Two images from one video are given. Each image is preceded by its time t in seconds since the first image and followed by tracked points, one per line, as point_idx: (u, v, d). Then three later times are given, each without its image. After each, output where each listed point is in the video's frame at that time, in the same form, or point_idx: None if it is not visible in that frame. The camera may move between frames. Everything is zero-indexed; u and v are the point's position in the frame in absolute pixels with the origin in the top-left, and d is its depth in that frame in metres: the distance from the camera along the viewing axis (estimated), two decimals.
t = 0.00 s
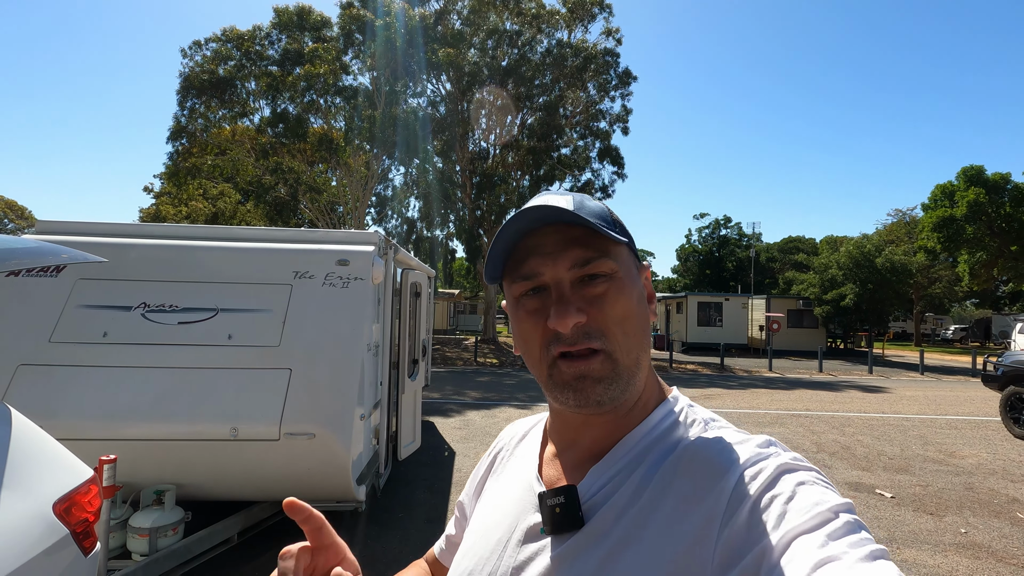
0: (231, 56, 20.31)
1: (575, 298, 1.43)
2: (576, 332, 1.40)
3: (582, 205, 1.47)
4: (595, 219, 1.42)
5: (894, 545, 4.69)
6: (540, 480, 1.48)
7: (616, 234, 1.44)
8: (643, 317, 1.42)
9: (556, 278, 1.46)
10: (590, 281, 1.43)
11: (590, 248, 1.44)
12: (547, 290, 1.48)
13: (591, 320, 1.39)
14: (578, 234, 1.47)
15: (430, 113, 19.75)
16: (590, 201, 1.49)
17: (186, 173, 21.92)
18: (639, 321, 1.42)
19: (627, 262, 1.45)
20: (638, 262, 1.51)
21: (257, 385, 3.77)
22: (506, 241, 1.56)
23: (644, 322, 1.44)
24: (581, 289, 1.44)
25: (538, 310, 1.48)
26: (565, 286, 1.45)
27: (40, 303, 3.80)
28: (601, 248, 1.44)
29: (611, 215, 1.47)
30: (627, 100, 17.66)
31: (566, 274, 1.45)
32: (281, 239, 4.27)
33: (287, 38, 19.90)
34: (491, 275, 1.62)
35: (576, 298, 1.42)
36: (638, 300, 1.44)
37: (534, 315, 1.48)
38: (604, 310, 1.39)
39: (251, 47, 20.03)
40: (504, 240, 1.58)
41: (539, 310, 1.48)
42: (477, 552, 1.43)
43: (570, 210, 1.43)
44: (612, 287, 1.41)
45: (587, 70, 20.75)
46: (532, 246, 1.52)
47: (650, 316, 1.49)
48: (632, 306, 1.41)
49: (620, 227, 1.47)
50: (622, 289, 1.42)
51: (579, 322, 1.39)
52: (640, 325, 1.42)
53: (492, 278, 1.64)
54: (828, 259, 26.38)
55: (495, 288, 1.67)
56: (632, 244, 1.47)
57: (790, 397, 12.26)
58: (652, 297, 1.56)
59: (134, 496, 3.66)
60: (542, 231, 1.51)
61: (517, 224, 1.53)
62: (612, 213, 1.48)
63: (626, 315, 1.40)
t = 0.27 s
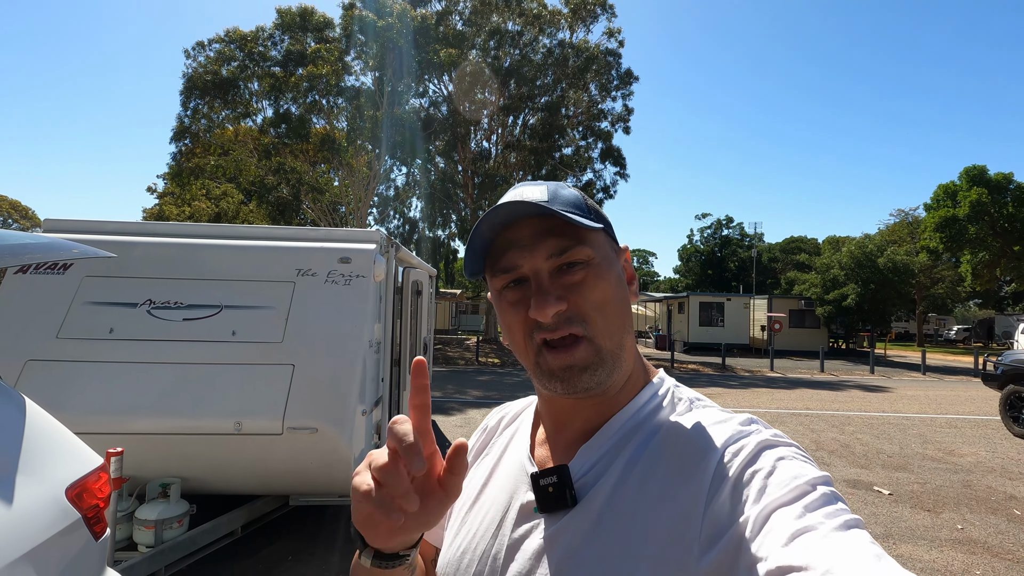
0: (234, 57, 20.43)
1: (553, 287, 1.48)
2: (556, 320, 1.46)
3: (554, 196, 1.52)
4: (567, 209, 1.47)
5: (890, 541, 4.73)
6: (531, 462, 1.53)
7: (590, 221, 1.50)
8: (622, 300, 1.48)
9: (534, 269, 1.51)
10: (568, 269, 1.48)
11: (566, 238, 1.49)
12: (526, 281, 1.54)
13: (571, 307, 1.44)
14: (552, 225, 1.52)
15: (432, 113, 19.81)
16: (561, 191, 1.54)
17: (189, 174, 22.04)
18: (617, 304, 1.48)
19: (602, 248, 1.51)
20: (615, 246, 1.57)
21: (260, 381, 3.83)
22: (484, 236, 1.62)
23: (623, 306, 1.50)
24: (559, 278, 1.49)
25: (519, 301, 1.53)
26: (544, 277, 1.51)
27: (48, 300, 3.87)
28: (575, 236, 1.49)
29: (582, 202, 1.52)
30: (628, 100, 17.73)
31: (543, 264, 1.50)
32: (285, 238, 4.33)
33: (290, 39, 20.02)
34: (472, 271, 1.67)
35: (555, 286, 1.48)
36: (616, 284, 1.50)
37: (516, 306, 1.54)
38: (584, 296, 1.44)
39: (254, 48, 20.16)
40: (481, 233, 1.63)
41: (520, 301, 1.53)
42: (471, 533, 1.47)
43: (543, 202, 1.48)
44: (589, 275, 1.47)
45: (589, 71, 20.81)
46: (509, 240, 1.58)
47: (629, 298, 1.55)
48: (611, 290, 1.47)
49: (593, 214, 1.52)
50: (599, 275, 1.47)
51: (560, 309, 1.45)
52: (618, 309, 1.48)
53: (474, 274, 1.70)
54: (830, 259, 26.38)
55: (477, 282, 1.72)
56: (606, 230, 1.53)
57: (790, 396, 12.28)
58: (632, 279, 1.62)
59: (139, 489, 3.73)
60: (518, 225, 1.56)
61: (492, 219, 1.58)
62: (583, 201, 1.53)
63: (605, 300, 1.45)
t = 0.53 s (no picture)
0: (236, 59, 20.57)
1: (537, 281, 1.51)
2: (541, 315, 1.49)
3: (538, 186, 1.53)
4: (551, 201, 1.49)
5: (886, 539, 4.76)
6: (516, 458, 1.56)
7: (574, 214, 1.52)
8: (606, 293, 1.51)
9: (517, 262, 1.53)
10: (551, 262, 1.50)
11: (549, 231, 1.51)
12: (509, 275, 1.56)
13: (555, 302, 1.48)
14: (536, 218, 1.54)
15: (433, 114, 19.84)
16: (545, 181, 1.55)
17: (191, 175, 22.14)
18: (602, 297, 1.51)
19: (587, 240, 1.53)
20: (598, 237, 1.59)
21: (260, 380, 3.87)
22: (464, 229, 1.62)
23: (607, 299, 1.53)
24: (543, 271, 1.51)
25: (502, 296, 1.56)
26: (527, 270, 1.53)
27: (51, 299, 3.92)
28: (559, 229, 1.51)
29: (567, 193, 1.54)
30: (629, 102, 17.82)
31: (527, 257, 1.52)
32: (285, 238, 4.37)
33: (292, 41, 20.13)
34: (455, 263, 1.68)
35: (538, 280, 1.50)
36: (601, 277, 1.53)
37: (501, 300, 1.56)
38: (567, 290, 1.47)
39: (256, 49, 20.29)
40: (461, 227, 1.65)
41: (503, 296, 1.56)
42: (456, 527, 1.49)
43: (526, 195, 1.49)
44: (574, 268, 1.49)
45: (589, 72, 20.85)
46: (491, 232, 1.59)
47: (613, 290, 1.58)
48: (596, 283, 1.50)
49: (577, 206, 1.54)
50: (584, 268, 1.50)
51: (544, 305, 1.47)
52: (603, 302, 1.52)
53: (456, 268, 1.72)
54: (831, 260, 26.37)
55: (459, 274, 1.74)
56: (590, 221, 1.55)
57: (790, 397, 12.29)
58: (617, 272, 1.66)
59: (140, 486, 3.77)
60: (501, 216, 1.57)
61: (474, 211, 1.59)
62: (568, 193, 1.54)
63: (590, 294, 1.48)
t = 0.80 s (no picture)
0: (238, 58, 20.70)
1: (508, 285, 1.49)
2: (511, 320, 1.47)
3: (515, 188, 1.49)
4: (523, 204, 1.46)
5: (881, 537, 4.79)
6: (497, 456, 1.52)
7: (549, 217, 1.48)
8: (581, 298, 1.46)
9: (489, 266, 1.53)
10: (523, 266, 1.48)
11: (521, 235, 1.48)
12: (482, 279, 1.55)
13: (525, 306, 1.44)
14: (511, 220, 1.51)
15: (434, 114, 19.88)
16: (524, 181, 1.51)
17: (193, 174, 22.28)
18: (577, 302, 1.46)
19: (563, 243, 1.49)
20: (578, 239, 1.54)
21: (259, 378, 3.92)
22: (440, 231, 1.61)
23: (584, 303, 1.48)
24: (514, 276, 1.49)
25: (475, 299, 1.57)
26: (499, 275, 1.51)
27: (54, 298, 3.97)
28: (532, 233, 1.47)
29: (545, 194, 1.49)
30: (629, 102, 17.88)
31: (499, 262, 1.51)
32: (285, 237, 4.41)
33: (293, 41, 20.24)
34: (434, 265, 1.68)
35: (508, 286, 1.48)
36: (577, 280, 1.48)
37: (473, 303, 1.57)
38: (537, 295, 1.44)
39: (257, 49, 20.38)
40: (441, 229, 1.65)
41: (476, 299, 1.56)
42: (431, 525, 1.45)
43: (500, 199, 1.48)
44: (546, 272, 1.46)
45: (590, 72, 20.89)
46: (468, 235, 1.58)
47: (592, 293, 1.53)
48: (570, 288, 1.46)
49: (555, 207, 1.49)
50: (558, 273, 1.45)
51: (512, 310, 1.45)
52: (579, 306, 1.47)
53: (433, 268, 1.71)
54: (832, 260, 26.38)
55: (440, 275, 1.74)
56: (568, 224, 1.50)
57: (789, 396, 12.32)
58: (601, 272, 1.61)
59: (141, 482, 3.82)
60: (476, 219, 1.56)
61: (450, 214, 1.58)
62: (548, 194, 1.49)
63: (564, 298, 1.44)
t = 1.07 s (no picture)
0: (243, 58, 20.84)
1: (496, 273, 1.50)
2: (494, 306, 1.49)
3: (515, 179, 1.50)
4: (516, 196, 1.46)
5: (883, 531, 4.85)
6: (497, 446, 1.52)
7: (543, 209, 1.47)
8: (568, 290, 1.45)
9: (479, 253, 1.55)
10: (511, 255, 1.48)
11: (511, 226, 1.49)
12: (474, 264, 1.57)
13: (508, 294, 1.46)
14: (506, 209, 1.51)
15: (437, 112, 19.95)
16: (526, 172, 1.51)
17: (198, 173, 22.44)
18: (564, 294, 1.46)
19: (556, 236, 1.48)
20: (576, 233, 1.52)
21: (271, 374, 4.00)
22: (439, 214, 1.64)
23: (572, 296, 1.47)
24: (502, 264, 1.50)
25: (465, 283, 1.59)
26: (487, 262, 1.53)
27: (70, 295, 4.06)
28: (523, 224, 1.47)
29: (544, 186, 1.48)
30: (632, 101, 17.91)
31: (489, 249, 1.52)
32: (295, 236, 4.49)
33: (298, 40, 20.39)
34: (433, 246, 1.71)
35: (495, 273, 1.50)
36: (565, 272, 1.47)
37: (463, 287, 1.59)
38: (520, 285, 1.45)
39: (262, 49, 20.54)
40: (441, 211, 1.66)
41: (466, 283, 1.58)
42: (430, 511, 1.46)
43: (500, 188, 1.48)
44: (532, 264, 1.46)
45: (593, 70, 20.95)
46: (464, 220, 1.60)
47: (584, 287, 1.51)
48: (556, 280, 1.45)
49: (552, 200, 1.48)
50: (544, 265, 1.46)
51: (496, 297, 1.47)
52: (565, 298, 1.46)
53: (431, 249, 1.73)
54: (835, 258, 26.37)
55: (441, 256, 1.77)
56: (564, 217, 1.48)
57: (792, 394, 12.38)
58: (600, 266, 1.57)
59: (157, 475, 3.90)
60: (473, 206, 1.57)
61: (450, 199, 1.60)
62: (548, 186, 1.48)
63: (547, 290, 1.44)
